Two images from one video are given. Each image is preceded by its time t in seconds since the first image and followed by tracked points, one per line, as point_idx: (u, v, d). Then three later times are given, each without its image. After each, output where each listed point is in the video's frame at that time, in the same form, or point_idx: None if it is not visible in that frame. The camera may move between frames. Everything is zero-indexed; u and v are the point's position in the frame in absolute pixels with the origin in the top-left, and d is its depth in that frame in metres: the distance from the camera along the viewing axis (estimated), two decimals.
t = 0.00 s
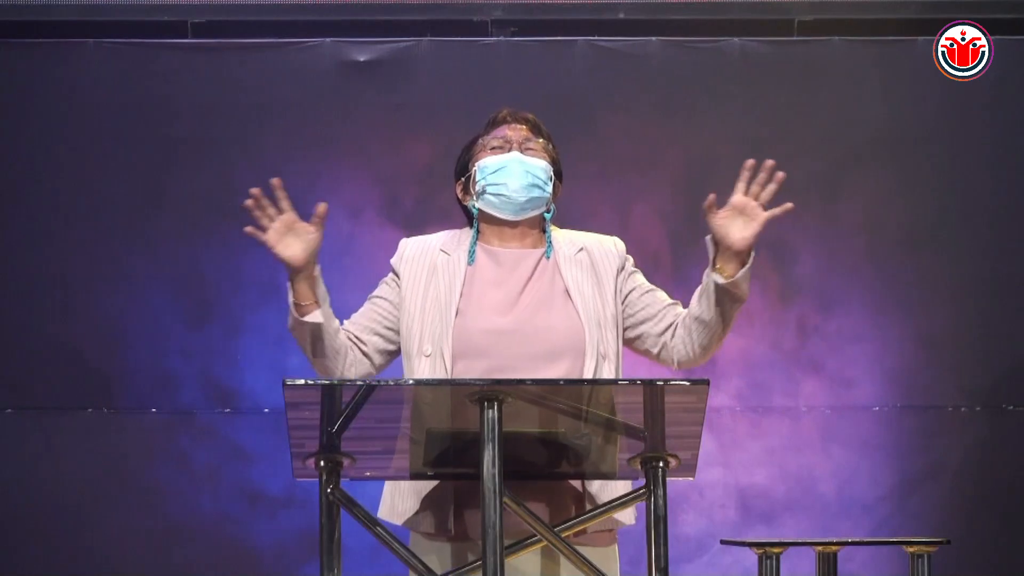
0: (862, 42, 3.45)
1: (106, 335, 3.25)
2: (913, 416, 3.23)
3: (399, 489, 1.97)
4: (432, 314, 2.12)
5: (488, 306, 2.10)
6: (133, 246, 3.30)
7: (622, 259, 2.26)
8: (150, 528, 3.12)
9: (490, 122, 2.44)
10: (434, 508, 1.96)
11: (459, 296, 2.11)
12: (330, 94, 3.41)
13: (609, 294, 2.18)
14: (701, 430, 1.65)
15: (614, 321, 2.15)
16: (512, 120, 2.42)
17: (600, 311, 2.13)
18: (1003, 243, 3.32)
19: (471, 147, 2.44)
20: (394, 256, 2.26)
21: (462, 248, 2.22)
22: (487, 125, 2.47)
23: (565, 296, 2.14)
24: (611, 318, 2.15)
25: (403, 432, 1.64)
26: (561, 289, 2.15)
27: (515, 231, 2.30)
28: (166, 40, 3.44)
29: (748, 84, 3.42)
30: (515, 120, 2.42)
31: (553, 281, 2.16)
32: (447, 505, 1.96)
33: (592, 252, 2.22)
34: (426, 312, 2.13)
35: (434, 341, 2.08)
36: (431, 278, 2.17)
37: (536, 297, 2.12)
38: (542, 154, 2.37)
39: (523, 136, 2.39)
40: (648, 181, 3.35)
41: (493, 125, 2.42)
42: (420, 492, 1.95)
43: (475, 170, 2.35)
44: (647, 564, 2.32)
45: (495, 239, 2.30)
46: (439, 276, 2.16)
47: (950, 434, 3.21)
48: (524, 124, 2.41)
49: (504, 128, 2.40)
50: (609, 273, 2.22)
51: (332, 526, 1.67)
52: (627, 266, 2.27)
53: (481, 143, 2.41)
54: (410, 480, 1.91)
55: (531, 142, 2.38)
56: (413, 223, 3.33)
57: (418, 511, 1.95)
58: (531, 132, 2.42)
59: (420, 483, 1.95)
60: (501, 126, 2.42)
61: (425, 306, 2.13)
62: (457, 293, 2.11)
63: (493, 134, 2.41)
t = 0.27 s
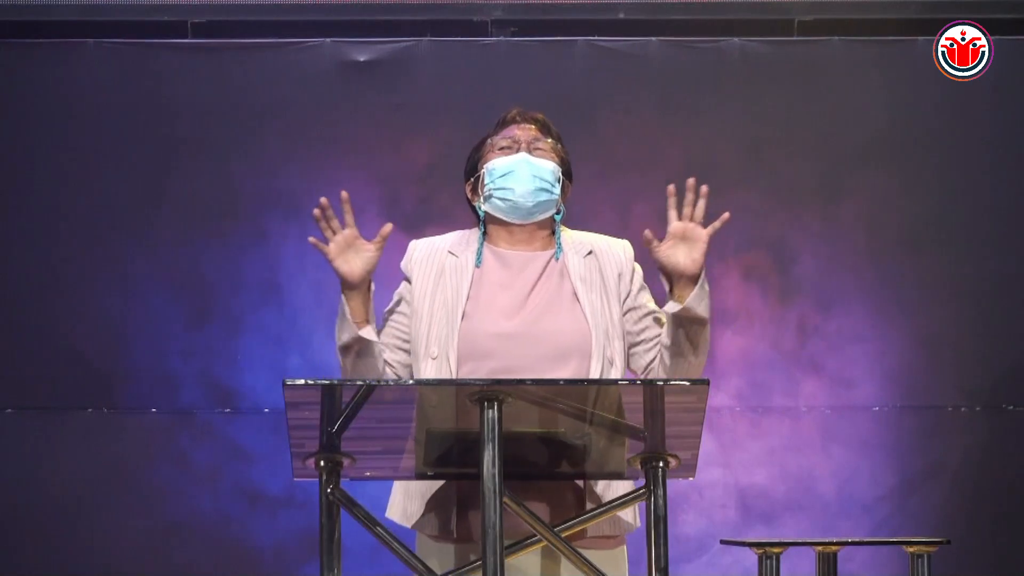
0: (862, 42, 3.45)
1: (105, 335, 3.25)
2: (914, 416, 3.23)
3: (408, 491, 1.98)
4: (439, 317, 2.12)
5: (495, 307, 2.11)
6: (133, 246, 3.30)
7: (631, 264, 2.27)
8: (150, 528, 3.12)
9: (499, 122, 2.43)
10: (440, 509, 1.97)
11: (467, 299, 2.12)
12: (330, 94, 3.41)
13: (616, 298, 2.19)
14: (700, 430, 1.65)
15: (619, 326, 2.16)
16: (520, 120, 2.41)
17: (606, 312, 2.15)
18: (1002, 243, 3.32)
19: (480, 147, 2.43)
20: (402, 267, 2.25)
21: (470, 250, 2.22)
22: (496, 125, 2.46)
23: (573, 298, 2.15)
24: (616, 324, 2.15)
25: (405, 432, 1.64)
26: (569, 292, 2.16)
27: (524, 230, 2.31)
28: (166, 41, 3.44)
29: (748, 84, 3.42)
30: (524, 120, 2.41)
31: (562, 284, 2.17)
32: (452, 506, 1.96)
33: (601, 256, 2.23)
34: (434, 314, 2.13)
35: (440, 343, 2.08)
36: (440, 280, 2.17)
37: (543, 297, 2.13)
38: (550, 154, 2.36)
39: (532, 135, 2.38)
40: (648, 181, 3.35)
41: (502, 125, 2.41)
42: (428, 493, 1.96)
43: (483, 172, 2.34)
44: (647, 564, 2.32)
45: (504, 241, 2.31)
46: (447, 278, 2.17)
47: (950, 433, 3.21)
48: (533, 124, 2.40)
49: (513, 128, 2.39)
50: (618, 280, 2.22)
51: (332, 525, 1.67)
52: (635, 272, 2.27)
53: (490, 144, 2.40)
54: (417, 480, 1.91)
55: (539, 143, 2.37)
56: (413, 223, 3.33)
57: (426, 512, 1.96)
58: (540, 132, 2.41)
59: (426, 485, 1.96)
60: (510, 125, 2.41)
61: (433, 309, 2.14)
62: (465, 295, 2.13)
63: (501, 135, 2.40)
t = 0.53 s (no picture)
0: (862, 42, 3.45)
1: (105, 335, 3.25)
2: (914, 416, 3.23)
3: (415, 493, 1.98)
4: (446, 317, 2.12)
5: (500, 307, 2.11)
6: (133, 246, 3.30)
7: (636, 264, 2.27)
8: (150, 528, 3.12)
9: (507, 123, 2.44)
10: (446, 511, 1.96)
11: (473, 300, 2.12)
12: (330, 94, 3.41)
13: (621, 298, 2.19)
14: (701, 430, 1.65)
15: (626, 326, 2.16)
16: (528, 121, 2.43)
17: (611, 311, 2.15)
18: (1003, 243, 3.32)
19: (486, 147, 2.43)
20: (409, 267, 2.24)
21: (476, 250, 2.22)
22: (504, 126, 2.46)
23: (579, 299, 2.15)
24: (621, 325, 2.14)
25: (406, 432, 1.64)
26: (575, 292, 2.16)
27: (530, 229, 2.31)
28: (166, 40, 3.44)
29: (748, 84, 3.42)
30: (531, 120, 2.42)
31: (567, 285, 2.17)
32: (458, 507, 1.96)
33: (607, 255, 2.24)
34: (441, 314, 2.12)
35: (446, 344, 2.08)
36: (447, 280, 2.17)
37: (548, 297, 2.14)
38: (556, 155, 2.36)
39: (538, 135, 2.38)
40: (648, 181, 3.35)
41: (510, 125, 2.43)
42: (435, 495, 1.96)
43: (489, 171, 2.34)
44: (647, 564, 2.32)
45: (510, 241, 2.31)
46: (454, 278, 2.16)
47: (950, 433, 3.21)
48: (540, 125, 2.41)
49: (519, 128, 2.40)
50: (624, 280, 2.23)
51: (332, 525, 1.67)
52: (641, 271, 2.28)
53: (496, 144, 2.41)
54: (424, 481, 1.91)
55: (545, 143, 2.37)
56: (412, 222, 3.33)
57: (432, 513, 1.96)
58: (548, 133, 2.41)
59: (432, 486, 1.96)
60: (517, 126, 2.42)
61: (439, 309, 2.13)
62: (472, 294, 2.13)
63: (508, 135, 2.40)
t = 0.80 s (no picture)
0: (862, 42, 3.45)
1: (105, 335, 3.25)
2: (914, 416, 3.23)
3: (417, 492, 1.99)
4: (446, 319, 2.12)
5: (502, 308, 2.11)
6: (133, 246, 3.30)
7: (637, 263, 2.27)
8: (150, 528, 3.12)
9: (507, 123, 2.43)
10: (448, 511, 1.96)
11: (474, 301, 2.12)
12: (330, 94, 3.41)
13: (622, 297, 2.19)
14: (701, 430, 1.65)
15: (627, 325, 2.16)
16: (529, 121, 2.43)
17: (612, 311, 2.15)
18: (1003, 243, 3.32)
19: (486, 147, 2.43)
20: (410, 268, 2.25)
21: (477, 250, 2.23)
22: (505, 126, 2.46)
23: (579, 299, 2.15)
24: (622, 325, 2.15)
25: (407, 432, 1.64)
26: (575, 292, 2.16)
27: (530, 229, 2.31)
28: (166, 40, 3.44)
29: (749, 84, 3.42)
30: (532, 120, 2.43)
31: (567, 285, 2.17)
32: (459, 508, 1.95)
33: (607, 255, 2.24)
34: (442, 315, 2.13)
35: (448, 344, 2.08)
36: (448, 280, 2.17)
37: (549, 298, 2.14)
38: (557, 154, 2.36)
39: (539, 135, 2.38)
40: (648, 181, 3.35)
41: (510, 125, 2.43)
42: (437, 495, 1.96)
43: (490, 172, 2.34)
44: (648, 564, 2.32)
45: (510, 241, 2.31)
46: (455, 279, 2.16)
47: (950, 433, 3.21)
48: (540, 124, 2.41)
49: (520, 128, 2.40)
50: (625, 279, 2.22)
51: (332, 525, 1.67)
52: (642, 270, 2.27)
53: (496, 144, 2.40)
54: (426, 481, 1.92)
55: (546, 142, 2.36)
56: (413, 222, 3.33)
57: (434, 513, 1.96)
58: (548, 132, 2.41)
59: (435, 487, 1.96)
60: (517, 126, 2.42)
61: (440, 310, 2.14)
62: (473, 294, 2.13)
63: (509, 135, 2.40)
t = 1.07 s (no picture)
0: (862, 42, 3.45)
1: (105, 335, 3.25)
2: (914, 416, 3.23)
3: (415, 493, 1.98)
4: (442, 319, 2.12)
5: (499, 308, 2.11)
6: (133, 246, 3.30)
7: (634, 262, 2.25)
8: (150, 527, 3.13)
9: (503, 122, 2.43)
10: (446, 510, 1.97)
11: (470, 302, 2.12)
12: (329, 94, 3.41)
13: (619, 298, 2.18)
14: (700, 429, 1.65)
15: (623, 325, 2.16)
16: (525, 120, 2.41)
17: (609, 310, 2.15)
18: (1002, 243, 3.32)
19: (483, 147, 2.43)
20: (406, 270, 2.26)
21: (473, 250, 2.23)
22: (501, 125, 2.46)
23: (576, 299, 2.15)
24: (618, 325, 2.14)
25: (406, 432, 1.64)
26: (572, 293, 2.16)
27: (526, 230, 2.31)
28: (166, 40, 3.44)
29: (748, 84, 3.42)
30: (528, 120, 2.41)
31: (564, 285, 2.17)
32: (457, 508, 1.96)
33: (603, 255, 2.23)
34: (438, 315, 2.13)
35: (444, 345, 2.08)
36: (444, 280, 2.18)
37: (545, 298, 2.14)
38: (552, 155, 2.36)
39: (535, 135, 2.38)
40: (648, 181, 3.35)
41: (506, 125, 2.41)
42: (433, 495, 1.95)
43: (485, 172, 2.34)
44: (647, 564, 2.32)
45: (506, 242, 2.32)
46: (451, 278, 2.17)
47: (950, 434, 3.21)
48: (536, 124, 2.41)
49: (516, 128, 2.40)
50: (622, 278, 2.21)
51: (332, 525, 1.67)
52: (640, 269, 2.26)
53: (492, 144, 2.40)
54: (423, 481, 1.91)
55: (541, 143, 2.36)
56: (413, 222, 3.33)
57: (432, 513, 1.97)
58: (543, 132, 2.40)
59: (432, 487, 1.95)
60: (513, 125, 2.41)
61: (436, 310, 2.14)
62: (469, 295, 2.13)
63: (505, 135, 2.40)
